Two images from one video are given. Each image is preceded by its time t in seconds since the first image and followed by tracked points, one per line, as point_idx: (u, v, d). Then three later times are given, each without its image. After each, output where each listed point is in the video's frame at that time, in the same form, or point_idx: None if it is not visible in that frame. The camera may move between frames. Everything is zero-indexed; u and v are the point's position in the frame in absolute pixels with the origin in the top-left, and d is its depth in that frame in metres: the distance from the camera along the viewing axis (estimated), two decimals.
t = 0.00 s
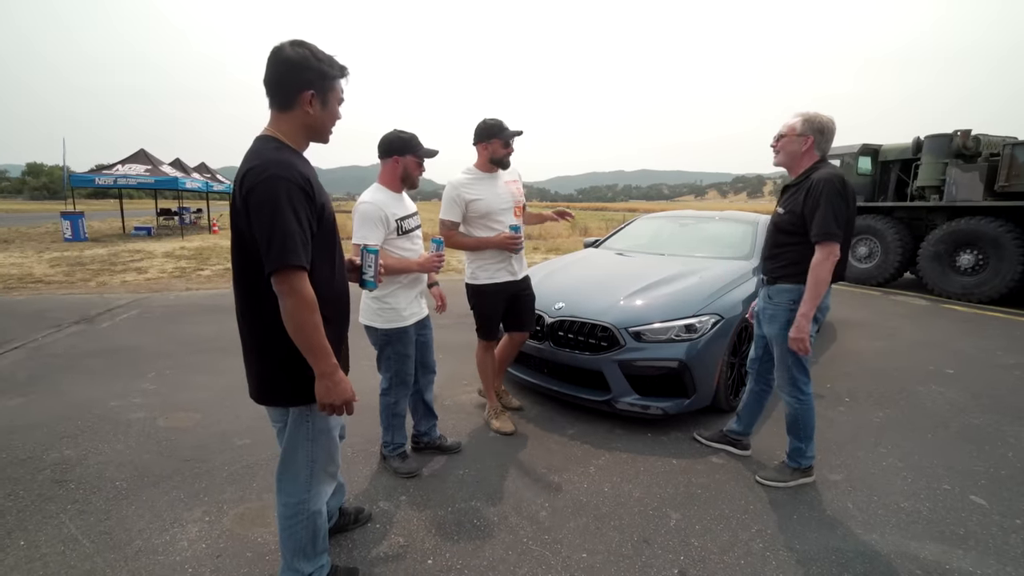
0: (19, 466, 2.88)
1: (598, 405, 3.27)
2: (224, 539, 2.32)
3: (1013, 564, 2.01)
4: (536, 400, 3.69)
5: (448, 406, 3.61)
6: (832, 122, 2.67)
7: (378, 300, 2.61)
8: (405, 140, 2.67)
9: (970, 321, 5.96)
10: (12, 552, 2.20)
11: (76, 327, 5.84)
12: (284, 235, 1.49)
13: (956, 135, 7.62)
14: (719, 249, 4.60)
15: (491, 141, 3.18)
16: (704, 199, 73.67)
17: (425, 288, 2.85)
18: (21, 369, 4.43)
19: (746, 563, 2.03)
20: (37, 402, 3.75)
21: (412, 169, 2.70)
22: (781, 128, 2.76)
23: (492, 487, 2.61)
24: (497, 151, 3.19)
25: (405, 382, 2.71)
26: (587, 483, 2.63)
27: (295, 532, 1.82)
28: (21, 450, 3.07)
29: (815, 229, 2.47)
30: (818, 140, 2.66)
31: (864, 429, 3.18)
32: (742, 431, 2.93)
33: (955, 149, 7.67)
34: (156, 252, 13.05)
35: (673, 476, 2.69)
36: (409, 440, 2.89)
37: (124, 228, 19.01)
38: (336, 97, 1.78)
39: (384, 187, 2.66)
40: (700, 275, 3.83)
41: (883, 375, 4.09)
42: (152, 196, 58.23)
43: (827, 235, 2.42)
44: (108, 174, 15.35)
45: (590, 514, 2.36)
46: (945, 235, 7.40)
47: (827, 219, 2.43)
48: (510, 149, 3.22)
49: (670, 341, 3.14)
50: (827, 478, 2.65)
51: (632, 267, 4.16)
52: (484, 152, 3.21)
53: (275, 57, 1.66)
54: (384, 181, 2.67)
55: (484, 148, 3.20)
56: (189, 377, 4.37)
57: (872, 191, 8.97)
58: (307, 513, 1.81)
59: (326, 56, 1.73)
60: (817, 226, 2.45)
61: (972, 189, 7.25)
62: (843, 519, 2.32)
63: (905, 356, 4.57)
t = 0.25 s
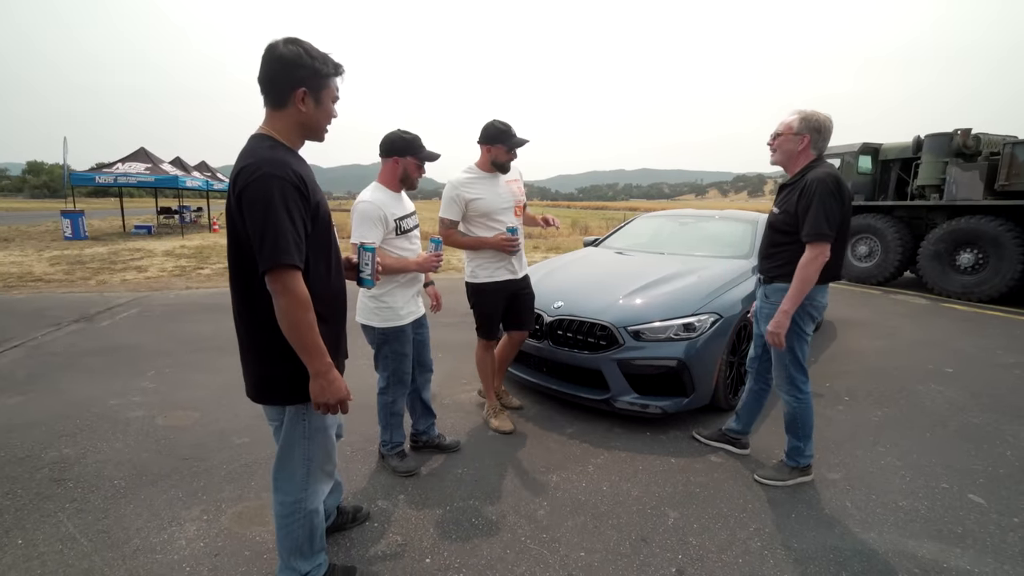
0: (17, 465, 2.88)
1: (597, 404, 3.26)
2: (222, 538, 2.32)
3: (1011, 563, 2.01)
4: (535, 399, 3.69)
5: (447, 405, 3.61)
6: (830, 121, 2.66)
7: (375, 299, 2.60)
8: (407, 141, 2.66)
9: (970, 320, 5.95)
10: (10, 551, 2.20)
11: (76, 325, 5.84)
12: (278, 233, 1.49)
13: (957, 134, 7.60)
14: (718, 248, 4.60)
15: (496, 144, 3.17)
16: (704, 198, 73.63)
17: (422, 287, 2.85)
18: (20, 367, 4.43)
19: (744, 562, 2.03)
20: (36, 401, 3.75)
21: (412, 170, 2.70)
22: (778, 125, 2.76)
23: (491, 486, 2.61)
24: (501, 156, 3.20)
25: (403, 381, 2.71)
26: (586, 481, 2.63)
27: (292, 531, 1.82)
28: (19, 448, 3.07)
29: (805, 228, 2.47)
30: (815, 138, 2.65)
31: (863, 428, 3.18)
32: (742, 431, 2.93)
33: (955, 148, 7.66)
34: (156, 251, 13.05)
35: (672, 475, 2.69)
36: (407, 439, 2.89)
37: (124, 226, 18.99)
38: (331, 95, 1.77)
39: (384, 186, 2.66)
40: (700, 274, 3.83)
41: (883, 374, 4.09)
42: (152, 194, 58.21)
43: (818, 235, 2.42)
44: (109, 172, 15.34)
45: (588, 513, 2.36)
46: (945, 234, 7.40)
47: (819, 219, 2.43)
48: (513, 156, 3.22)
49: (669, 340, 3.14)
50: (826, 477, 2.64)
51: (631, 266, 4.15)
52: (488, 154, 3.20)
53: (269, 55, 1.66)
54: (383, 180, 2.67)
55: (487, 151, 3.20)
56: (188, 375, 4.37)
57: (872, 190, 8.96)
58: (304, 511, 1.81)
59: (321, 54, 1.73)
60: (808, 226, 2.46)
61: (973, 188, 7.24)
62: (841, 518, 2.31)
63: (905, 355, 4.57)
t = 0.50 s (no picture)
0: (4, 467, 2.85)
1: (590, 403, 3.27)
2: (212, 540, 2.30)
3: (998, 559, 2.03)
4: (528, 399, 3.69)
5: (439, 405, 3.60)
6: (816, 122, 2.67)
7: (366, 299, 2.60)
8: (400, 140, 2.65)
9: (959, 319, 6.01)
10: None
11: (65, 325, 5.79)
12: (266, 233, 1.48)
13: (946, 136, 7.67)
14: (711, 248, 4.61)
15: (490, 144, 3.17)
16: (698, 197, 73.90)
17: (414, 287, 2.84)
18: (7, 368, 4.38)
19: (734, 560, 2.04)
20: (23, 402, 3.72)
21: (405, 171, 2.69)
22: (764, 127, 2.78)
23: (483, 485, 2.61)
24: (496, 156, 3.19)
25: (395, 381, 2.70)
26: (578, 481, 2.64)
27: (281, 533, 1.81)
28: (6, 450, 3.04)
29: (791, 228, 2.49)
30: (801, 139, 2.66)
31: (853, 426, 3.20)
32: (733, 429, 2.94)
33: (945, 149, 7.72)
34: (148, 250, 12.96)
35: (664, 474, 2.70)
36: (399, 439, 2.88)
37: (115, 225, 18.83)
38: (322, 95, 1.77)
39: (375, 186, 2.65)
40: (692, 274, 3.84)
41: (873, 373, 4.12)
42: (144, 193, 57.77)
43: (803, 235, 2.44)
44: (100, 170, 15.20)
45: (580, 512, 2.37)
46: (934, 234, 7.46)
47: (804, 218, 2.45)
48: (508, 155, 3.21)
49: (661, 339, 3.15)
50: (816, 475, 2.66)
51: (625, 265, 4.16)
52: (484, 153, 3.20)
53: (259, 54, 1.66)
54: (375, 180, 2.66)
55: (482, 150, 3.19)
56: (179, 376, 4.34)
57: (864, 190, 9.02)
58: (294, 512, 1.81)
59: (312, 54, 1.72)
60: (794, 226, 2.48)
61: (962, 189, 7.31)
62: (830, 515, 2.33)
63: (895, 354, 4.60)
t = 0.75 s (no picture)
0: None
1: (575, 406, 3.28)
2: (190, 549, 2.26)
3: (971, 555, 2.08)
4: (513, 402, 3.69)
5: (425, 409, 3.59)
6: (790, 127, 2.73)
7: (351, 303, 2.58)
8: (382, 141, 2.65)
9: (936, 321, 6.14)
10: None
11: (39, 330, 5.66)
12: (246, 235, 1.47)
13: (922, 142, 7.85)
14: (695, 251, 4.66)
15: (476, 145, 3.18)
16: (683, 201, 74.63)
17: (399, 291, 2.83)
18: None
19: (717, 560, 2.06)
20: None
21: (385, 172, 2.67)
22: (739, 133, 2.82)
23: (468, 490, 2.60)
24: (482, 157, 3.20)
25: (379, 386, 2.69)
26: (563, 484, 2.64)
27: (260, 540, 1.79)
28: None
29: (773, 232, 2.52)
30: (776, 144, 2.71)
31: (833, 427, 3.25)
32: (711, 425, 2.99)
33: (921, 156, 7.90)
34: (127, 253, 12.72)
35: (648, 476, 2.71)
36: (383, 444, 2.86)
37: (94, 228, 18.47)
38: (304, 98, 1.76)
39: (356, 188, 2.64)
40: (677, 277, 3.88)
41: (853, 374, 4.19)
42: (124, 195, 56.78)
43: (787, 238, 2.47)
44: (77, 171, 14.90)
45: (565, 515, 2.37)
46: (912, 238, 7.62)
47: (787, 222, 2.49)
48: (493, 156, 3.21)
49: (646, 342, 3.17)
50: (797, 475, 2.70)
51: (610, 269, 4.19)
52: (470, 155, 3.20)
53: (241, 57, 1.64)
54: (357, 181, 2.65)
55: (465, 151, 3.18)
56: (158, 382, 4.27)
57: (843, 195, 9.18)
58: (274, 519, 1.78)
59: (296, 57, 1.72)
60: (776, 230, 2.51)
61: (937, 194, 7.48)
62: (810, 515, 2.36)
63: (874, 356, 4.69)
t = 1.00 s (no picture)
0: None
1: (560, 407, 3.29)
2: (167, 556, 2.23)
3: (944, 549, 2.13)
4: (498, 403, 3.70)
5: (409, 411, 3.57)
6: (758, 131, 2.80)
7: (333, 306, 2.56)
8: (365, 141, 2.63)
9: (912, 322, 6.27)
10: None
11: (11, 335, 5.52)
12: (225, 236, 1.45)
13: (898, 147, 8.03)
14: (678, 253, 4.71)
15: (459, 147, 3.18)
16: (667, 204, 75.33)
17: (382, 293, 2.82)
18: None
19: (699, 559, 2.08)
20: None
21: (370, 172, 2.68)
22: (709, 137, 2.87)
23: (453, 492, 2.60)
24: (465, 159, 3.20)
25: (362, 388, 2.67)
26: (547, 485, 2.65)
27: (240, 547, 1.76)
28: None
29: (756, 234, 2.56)
30: (745, 148, 2.77)
31: (812, 425, 3.31)
32: (690, 430, 3.00)
33: (897, 160, 8.08)
34: (104, 255, 12.45)
35: (632, 476, 2.73)
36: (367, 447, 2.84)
37: (69, 229, 18.05)
38: (285, 100, 1.75)
39: (339, 190, 2.62)
40: (660, 279, 3.91)
41: (832, 374, 4.27)
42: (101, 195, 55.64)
43: (769, 240, 2.52)
44: (51, 171, 14.55)
45: (549, 516, 2.38)
46: (888, 241, 7.79)
47: (769, 225, 2.54)
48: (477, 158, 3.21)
49: (629, 343, 3.19)
50: (777, 473, 2.74)
51: (594, 270, 4.21)
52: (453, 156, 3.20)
53: (220, 57, 1.63)
54: (339, 182, 2.63)
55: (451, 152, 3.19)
56: (135, 386, 4.19)
57: (823, 198, 9.35)
58: (254, 524, 1.76)
59: (276, 58, 1.71)
60: (759, 232, 2.55)
61: (913, 197, 7.66)
62: (790, 512, 2.40)
63: (853, 356, 4.78)
